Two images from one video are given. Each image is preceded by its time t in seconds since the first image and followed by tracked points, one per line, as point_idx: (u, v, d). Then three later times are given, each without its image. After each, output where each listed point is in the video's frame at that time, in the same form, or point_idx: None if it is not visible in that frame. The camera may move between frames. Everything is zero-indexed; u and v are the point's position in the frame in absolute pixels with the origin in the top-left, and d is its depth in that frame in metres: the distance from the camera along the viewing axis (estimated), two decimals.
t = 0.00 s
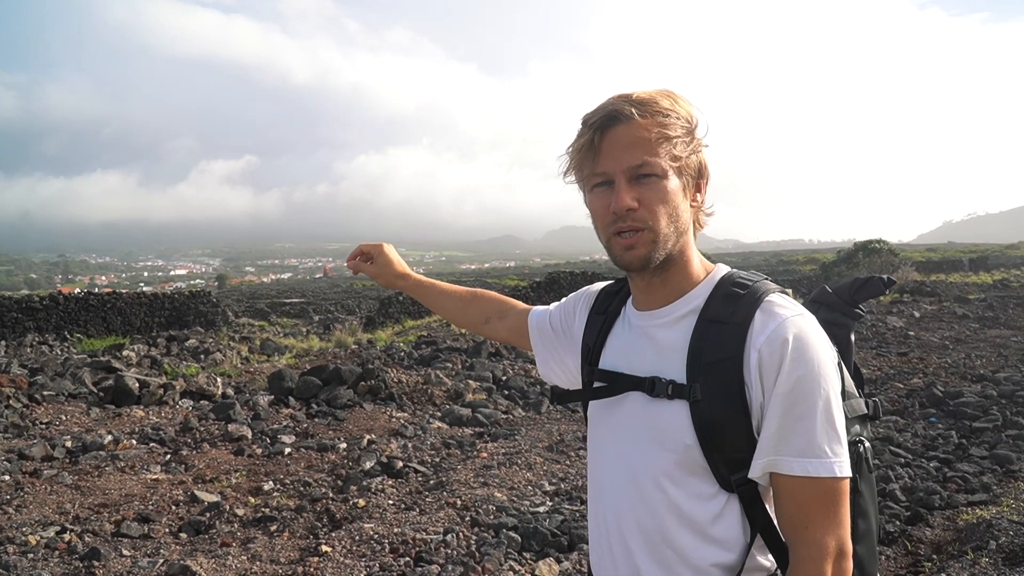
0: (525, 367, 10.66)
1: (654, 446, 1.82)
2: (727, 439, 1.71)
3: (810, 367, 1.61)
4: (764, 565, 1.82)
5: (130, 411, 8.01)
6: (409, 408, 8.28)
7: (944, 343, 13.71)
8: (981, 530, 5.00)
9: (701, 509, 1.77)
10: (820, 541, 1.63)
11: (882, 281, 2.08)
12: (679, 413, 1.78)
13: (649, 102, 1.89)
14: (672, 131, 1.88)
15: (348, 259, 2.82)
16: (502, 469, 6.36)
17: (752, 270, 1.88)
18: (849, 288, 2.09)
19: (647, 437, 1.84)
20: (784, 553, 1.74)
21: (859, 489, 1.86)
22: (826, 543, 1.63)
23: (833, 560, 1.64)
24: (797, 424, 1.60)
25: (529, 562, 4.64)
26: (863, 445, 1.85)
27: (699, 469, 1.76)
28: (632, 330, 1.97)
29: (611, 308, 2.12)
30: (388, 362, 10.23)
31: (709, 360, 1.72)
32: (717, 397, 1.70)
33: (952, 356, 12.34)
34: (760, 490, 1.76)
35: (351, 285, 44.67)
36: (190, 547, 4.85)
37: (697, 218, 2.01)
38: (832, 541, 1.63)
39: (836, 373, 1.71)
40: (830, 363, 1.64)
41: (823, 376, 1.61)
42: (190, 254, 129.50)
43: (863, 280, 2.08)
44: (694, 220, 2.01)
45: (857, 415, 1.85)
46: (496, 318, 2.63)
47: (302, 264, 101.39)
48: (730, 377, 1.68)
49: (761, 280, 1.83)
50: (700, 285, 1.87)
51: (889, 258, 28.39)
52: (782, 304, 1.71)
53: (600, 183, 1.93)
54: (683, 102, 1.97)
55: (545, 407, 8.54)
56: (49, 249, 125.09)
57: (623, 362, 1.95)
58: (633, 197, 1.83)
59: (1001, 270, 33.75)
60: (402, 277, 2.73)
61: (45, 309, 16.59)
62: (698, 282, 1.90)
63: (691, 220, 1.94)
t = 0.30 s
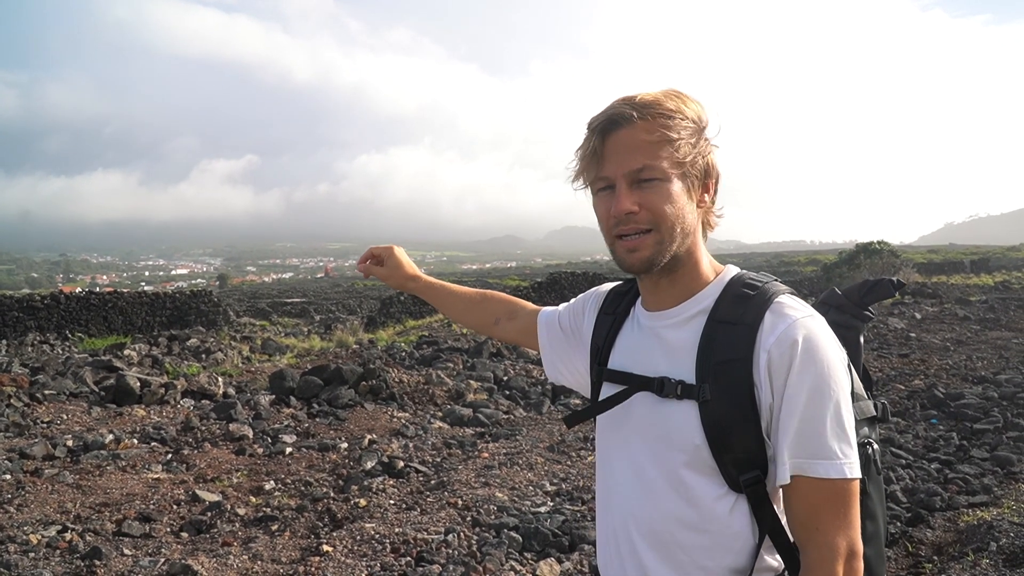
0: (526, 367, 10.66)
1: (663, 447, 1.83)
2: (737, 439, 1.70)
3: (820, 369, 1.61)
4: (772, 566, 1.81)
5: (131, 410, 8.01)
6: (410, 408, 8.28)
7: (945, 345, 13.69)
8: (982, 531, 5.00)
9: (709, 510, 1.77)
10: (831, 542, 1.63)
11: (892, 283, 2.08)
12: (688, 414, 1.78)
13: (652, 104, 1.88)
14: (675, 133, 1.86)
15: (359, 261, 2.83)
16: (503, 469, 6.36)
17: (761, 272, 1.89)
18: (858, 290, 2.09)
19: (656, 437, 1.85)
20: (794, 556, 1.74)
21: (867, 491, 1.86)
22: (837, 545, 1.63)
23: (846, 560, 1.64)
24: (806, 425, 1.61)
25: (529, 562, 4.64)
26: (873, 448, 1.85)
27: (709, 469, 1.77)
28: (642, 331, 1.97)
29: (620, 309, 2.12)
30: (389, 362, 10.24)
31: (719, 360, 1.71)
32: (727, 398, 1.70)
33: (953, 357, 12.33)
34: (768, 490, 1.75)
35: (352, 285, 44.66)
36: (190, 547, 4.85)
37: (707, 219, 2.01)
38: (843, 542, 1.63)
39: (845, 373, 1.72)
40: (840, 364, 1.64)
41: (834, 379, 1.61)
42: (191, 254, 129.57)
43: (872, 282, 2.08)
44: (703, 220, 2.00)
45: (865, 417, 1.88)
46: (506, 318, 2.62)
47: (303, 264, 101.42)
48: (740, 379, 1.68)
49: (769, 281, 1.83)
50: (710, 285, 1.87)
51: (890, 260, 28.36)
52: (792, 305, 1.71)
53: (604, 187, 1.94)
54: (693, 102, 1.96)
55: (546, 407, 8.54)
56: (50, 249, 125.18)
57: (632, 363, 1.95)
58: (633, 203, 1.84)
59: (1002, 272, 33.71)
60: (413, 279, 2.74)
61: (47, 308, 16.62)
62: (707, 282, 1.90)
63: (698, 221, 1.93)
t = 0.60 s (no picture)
0: (527, 366, 10.67)
1: (656, 448, 1.84)
2: (729, 446, 1.70)
3: (816, 381, 1.60)
4: None
5: (132, 409, 8.01)
6: (410, 407, 8.28)
7: (945, 343, 13.69)
8: (983, 530, 5.00)
9: (698, 513, 1.76)
10: (824, 557, 1.62)
11: (913, 293, 1.99)
12: (682, 416, 1.78)
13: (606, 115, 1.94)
14: (606, 141, 1.90)
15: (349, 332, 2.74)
16: (504, 468, 6.36)
17: (771, 276, 1.85)
18: (878, 298, 2.03)
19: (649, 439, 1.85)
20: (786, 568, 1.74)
21: (870, 506, 1.83)
22: (829, 560, 1.63)
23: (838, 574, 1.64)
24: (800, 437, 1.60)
25: (530, 561, 4.64)
26: (880, 461, 1.83)
27: (699, 472, 1.77)
28: (647, 331, 1.96)
29: (630, 308, 2.10)
30: (390, 361, 10.25)
31: (716, 365, 1.70)
32: (722, 403, 1.68)
33: (954, 356, 12.33)
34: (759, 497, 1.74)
35: (352, 284, 44.64)
36: (192, 545, 4.85)
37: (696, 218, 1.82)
38: (837, 558, 1.63)
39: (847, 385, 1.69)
40: (838, 375, 1.63)
41: (828, 390, 1.61)
42: (191, 253, 129.58)
43: (892, 292, 2.00)
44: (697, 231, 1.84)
45: (875, 430, 1.86)
46: (507, 328, 2.63)
47: (303, 263, 101.43)
48: (736, 385, 1.67)
49: (778, 287, 1.80)
50: (715, 288, 1.84)
51: (890, 260, 28.35)
52: (795, 314, 1.68)
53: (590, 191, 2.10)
54: (657, 99, 1.86)
55: (547, 406, 8.54)
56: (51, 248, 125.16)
57: (636, 362, 1.94)
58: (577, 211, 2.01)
59: (1003, 271, 33.71)
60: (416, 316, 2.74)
61: (47, 307, 16.62)
62: (699, 289, 1.86)
63: (654, 223, 1.86)
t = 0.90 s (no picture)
0: (526, 365, 10.67)
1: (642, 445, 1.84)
2: (712, 445, 1.70)
3: (799, 381, 1.59)
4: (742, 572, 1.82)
5: (132, 409, 8.02)
6: (410, 407, 8.29)
7: (945, 343, 13.71)
8: (982, 530, 5.00)
9: (681, 511, 1.77)
10: (800, 557, 1.63)
11: (910, 294, 1.98)
12: (667, 415, 1.78)
13: (593, 117, 1.95)
14: (590, 145, 1.91)
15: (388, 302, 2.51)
16: (503, 468, 6.36)
17: (760, 276, 1.85)
18: (875, 300, 2.01)
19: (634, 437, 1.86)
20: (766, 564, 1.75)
21: (862, 508, 1.83)
22: (805, 560, 1.63)
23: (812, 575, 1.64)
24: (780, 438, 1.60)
25: (530, 560, 4.65)
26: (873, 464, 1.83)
27: (683, 471, 1.77)
28: (638, 330, 1.96)
29: (626, 306, 2.11)
30: (390, 361, 10.25)
31: (701, 365, 1.71)
32: (705, 402, 1.69)
33: (953, 355, 12.34)
34: (742, 496, 1.74)
35: (352, 284, 44.61)
36: (191, 545, 4.85)
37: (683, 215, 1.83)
38: (812, 558, 1.63)
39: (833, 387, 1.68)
40: (823, 377, 1.62)
41: (811, 392, 1.59)
42: (191, 254, 129.53)
43: (889, 293, 2.00)
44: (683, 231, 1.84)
45: (870, 431, 1.86)
46: (530, 317, 2.66)
47: (303, 263, 101.35)
48: (718, 384, 1.68)
49: (767, 286, 1.80)
50: (704, 286, 1.84)
51: (891, 259, 28.35)
52: (782, 314, 1.67)
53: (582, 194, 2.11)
54: (635, 104, 1.87)
55: (547, 406, 8.55)
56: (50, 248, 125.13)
57: (627, 360, 1.95)
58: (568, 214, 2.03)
59: (1003, 270, 33.75)
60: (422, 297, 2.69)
61: (47, 307, 16.62)
62: (687, 289, 1.87)
63: (641, 222, 1.86)
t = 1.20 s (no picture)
0: (527, 365, 10.68)
1: (630, 444, 1.85)
2: (698, 443, 1.71)
3: (782, 379, 1.59)
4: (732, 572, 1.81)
5: (133, 409, 8.02)
6: (410, 407, 8.30)
7: (946, 342, 13.71)
8: (983, 529, 5.00)
9: (670, 510, 1.77)
10: (785, 551, 1.62)
11: (899, 290, 1.98)
12: (654, 414, 1.79)
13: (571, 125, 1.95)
14: (569, 152, 1.91)
15: (434, 139, 2.67)
16: (504, 468, 6.37)
17: (746, 275, 1.85)
18: (864, 295, 2.00)
19: (623, 437, 1.87)
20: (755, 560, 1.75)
21: (853, 505, 1.83)
22: (791, 554, 1.63)
23: (799, 570, 1.63)
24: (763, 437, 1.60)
25: (531, 560, 4.65)
26: (864, 460, 1.83)
27: (671, 469, 1.77)
28: (629, 329, 1.97)
29: (620, 303, 2.11)
30: (390, 361, 10.25)
31: (687, 363, 1.71)
32: (690, 401, 1.70)
33: (954, 355, 12.34)
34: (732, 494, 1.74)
35: (352, 284, 44.61)
36: (193, 545, 4.86)
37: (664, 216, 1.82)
38: (798, 553, 1.63)
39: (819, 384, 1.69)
40: (806, 375, 1.62)
41: (795, 389, 1.60)
42: (191, 254, 129.61)
43: (879, 289, 1.99)
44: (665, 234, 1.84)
45: (860, 427, 1.86)
46: (529, 264, 2.71)
47: (303, 263, 101.42)
48: (703, 383, 1.68)
49: (753, 285, 1.80)
50: (689, 287, 1.84)
51: (891, 259, 28.35)
52: (765, 312, 1.67)
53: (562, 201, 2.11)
54: (611, 111, 1.86)
55: (547, 406, 8.55)
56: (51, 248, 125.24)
57: (618, 358, 1.95)
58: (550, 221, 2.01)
59: (1003, 270, 33.77)
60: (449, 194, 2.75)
61: (48, 308, 16.62)
62: (674, 290, 1.87)
63: (623, 227, 1.85)
